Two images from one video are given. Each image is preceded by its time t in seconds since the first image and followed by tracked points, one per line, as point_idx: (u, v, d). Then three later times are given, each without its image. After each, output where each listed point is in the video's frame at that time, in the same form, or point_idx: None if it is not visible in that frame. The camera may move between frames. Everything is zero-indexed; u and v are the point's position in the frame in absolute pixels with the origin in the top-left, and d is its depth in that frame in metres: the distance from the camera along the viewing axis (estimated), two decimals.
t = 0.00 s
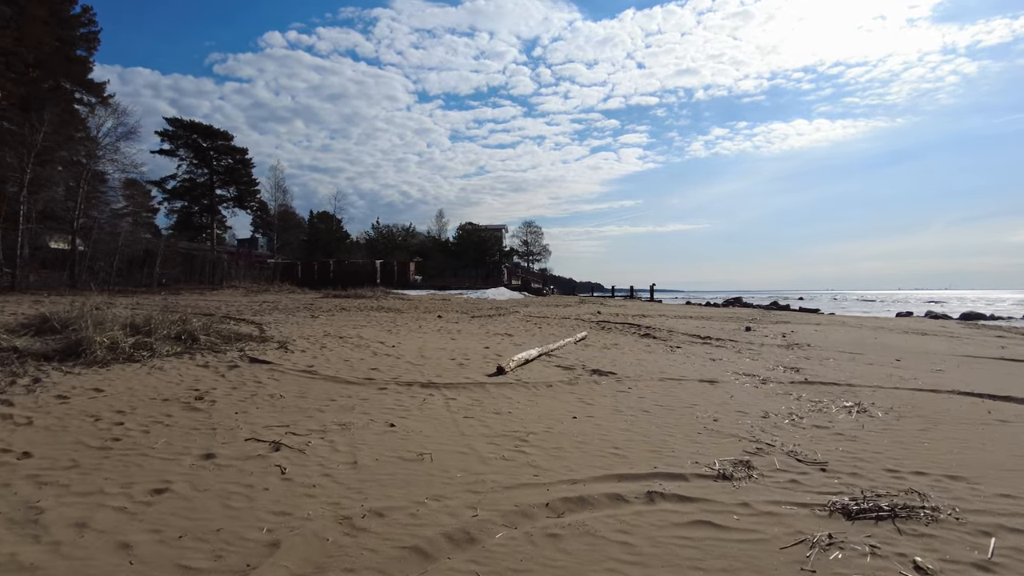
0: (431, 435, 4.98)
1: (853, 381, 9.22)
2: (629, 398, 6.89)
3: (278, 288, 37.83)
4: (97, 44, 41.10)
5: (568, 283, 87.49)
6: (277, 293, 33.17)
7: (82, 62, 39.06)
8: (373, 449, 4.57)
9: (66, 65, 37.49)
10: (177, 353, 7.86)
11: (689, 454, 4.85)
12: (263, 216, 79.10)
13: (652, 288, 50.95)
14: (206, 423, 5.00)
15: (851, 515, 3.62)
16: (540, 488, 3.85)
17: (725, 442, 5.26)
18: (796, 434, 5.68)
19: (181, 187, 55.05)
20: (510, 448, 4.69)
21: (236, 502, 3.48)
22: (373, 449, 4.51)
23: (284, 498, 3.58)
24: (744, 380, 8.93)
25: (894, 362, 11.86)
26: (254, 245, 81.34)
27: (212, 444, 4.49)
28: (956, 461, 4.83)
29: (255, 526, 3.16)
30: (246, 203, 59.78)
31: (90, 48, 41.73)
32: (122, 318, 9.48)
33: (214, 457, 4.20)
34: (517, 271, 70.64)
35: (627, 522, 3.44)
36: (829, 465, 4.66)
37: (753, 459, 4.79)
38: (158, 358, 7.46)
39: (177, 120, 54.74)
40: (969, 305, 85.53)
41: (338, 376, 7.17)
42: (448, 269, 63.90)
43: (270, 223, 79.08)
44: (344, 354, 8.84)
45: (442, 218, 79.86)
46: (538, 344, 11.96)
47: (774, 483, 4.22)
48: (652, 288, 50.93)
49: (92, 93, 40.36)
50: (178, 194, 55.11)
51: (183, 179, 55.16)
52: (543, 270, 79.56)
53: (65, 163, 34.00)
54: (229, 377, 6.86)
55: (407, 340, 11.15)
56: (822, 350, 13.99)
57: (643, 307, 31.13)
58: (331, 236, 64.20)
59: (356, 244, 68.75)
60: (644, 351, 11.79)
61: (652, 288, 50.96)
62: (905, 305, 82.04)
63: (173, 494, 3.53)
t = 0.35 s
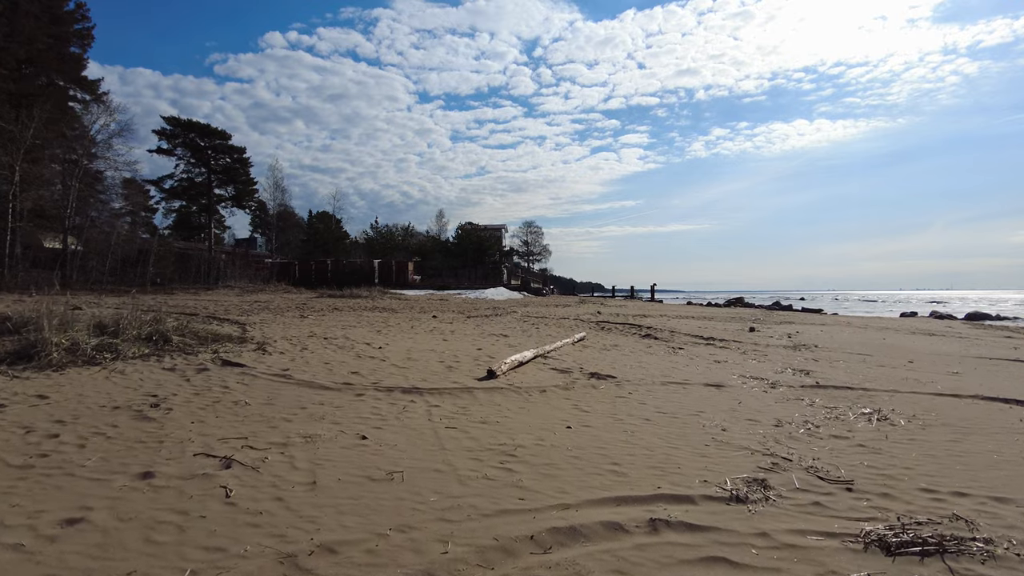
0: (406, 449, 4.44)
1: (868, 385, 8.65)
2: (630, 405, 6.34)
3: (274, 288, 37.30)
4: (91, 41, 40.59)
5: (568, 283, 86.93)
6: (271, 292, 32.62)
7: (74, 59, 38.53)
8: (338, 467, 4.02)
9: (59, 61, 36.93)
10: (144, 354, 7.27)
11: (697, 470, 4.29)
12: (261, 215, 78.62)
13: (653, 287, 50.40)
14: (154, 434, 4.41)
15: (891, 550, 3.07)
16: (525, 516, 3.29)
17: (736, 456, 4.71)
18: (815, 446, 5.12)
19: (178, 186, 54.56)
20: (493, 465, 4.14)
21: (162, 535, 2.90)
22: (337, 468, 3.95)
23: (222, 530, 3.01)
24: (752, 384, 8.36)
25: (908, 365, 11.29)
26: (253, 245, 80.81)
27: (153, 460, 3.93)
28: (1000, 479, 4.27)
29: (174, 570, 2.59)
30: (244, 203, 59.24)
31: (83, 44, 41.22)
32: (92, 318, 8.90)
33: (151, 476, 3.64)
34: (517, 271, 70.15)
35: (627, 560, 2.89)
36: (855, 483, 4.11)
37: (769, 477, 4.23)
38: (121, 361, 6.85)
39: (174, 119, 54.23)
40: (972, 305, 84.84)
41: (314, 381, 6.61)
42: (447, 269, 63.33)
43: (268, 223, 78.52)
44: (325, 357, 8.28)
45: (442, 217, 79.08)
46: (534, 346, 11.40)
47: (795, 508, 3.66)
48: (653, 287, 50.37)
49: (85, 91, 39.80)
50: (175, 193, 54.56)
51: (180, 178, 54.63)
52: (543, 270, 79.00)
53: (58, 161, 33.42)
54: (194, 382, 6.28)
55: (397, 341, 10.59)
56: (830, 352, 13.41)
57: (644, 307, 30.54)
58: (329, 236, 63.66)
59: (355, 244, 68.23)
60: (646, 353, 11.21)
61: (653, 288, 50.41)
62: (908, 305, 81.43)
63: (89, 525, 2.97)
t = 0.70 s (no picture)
0: (382, 471, 3.93)
1: (888, 391, 8.11)
2: (634, 415, 5.83)
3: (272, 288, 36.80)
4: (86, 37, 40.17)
5: (569, 282, 86.33)
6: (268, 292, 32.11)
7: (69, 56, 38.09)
8: (301, 494, 3.50)
9: (53, 58, 36.47)
10: (111, 359, 6.74)
11: (712, 495, 3.78)
12: (261, 215, 78.21)
13: (655, 287, 49.80)
14: (99, 453, 3.91)
15: None
16: (512, 559, 2.78)
17: (754, 477, 4.19)
18: (841, 464, 4.59)
19: (177, 185, 54.11)
20: (479, 490, 3.63)
21: None
22: (300, 496, 3.43)
23: None
24: (764, 390, 7.84)
25: (925, 367, 10.75)
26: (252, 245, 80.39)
27: (89, 485, 3.41)
28: None
29: None
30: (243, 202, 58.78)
31: (78, 41, 40.80)
32: (63, 320, 8.38)
33: (81, 505, 3.13)
34: (518, 270, 69.61)
35: None
36: (893, 511, 3.59)
37: (795, 503, 3.71)
38: (84, 366, 6.33)
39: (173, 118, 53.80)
40: (978, 305, 83.93)
41: (292, 389, 6.09)
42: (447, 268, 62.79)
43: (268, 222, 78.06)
44: (308, 362, 7.75)
45: (442, 216, 78.51)
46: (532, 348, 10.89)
47: (830, 544, 3.14)
48: (655, 287, 49.79)
49: (81, 88, 39.35)
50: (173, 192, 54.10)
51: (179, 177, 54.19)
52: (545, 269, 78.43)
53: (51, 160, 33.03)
54: (160, 390, 5.75)
55: (388, 343, 10.07)
56: (842, 354, 12.85)
57: (646, 307, 29.99)
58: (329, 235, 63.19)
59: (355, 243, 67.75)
60: (649, 356, 10.68)
61: (655, 287, 49.81)
62: (912, 305, 80.74)
63: None
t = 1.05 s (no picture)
0: (350, 503, 3.47)
1: (905, 401, 7.63)
2: (635, 431, 5.37)
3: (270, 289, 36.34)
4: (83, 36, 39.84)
5: (571, 283, 85.81)
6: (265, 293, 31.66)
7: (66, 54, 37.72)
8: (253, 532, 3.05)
9: (49, 57, 36.18)
10: (75, 368, 6.30)
11: (724, 531, 3.32)
12: (261, 215, 77.93)
13: (658, 288, 49.28)
14: (31, 479, 3.45)
15: None
16: None
17: (770, 508, 3.72)
18: (865, 490, 4.13)
19: (176, 185, 53.77)
20: (458, 527, 3.19)
21: None
22: (250, 536, 2.99)
23: None
24: (774, 401, 7.37)
25: (941, 374, 10.28)
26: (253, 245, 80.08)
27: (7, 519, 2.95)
28: None
29: None
30: (243, 203, 58.35)
31: (76, 40, 40.48)
32: (36, 325, 7.94)
33: None
34: (519, 271, 69.10)
35: None
36: (935, 553, 3.12)
37: (818, 541, 3.26)
38: (44, 376, 5.89)
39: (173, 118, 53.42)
40: (984, 306, 83.23)
41: (268, 402, 5.63)
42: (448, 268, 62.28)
43: (269, 222, 77.78)
44: (289, 370, 7.30)
45: (443, 216, 78.14)
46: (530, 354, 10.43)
47: None
48: (658, 288, 49.27)
49: (79, 87, 39.05)
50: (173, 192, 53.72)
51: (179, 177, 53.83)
52: (546, 270, 77.89)
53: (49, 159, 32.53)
54: (122, 402, 5.30)
55: (378, 349, 9.62)
56: (852, 359, 12.36)
57: (648, 309, 29.49)
58: (329, 236, 62.78)
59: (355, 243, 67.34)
60: (652, 362, 10.21)
61: (658, 289, 49.30)
62: (917, 307, 79.88)
63: None
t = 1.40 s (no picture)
0: (309, 532, 2.97)
1: (927, 406, 7.12)
2: (639, 442, 4.87)
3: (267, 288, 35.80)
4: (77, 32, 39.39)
5: (570, 283, 85.28)
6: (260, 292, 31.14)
7: (60, 50, 37.27)
8: (186, 572, 2.54)
9: (41, 53, 35.62)
10: (29, 371, 5.78)
11: (748, 567, 2.82)
12: (258, 214, 77.30)
13: (659, 288, 48.76)
14: None
15: None
16: None
17: (798, 535, 3.21)
18: (904, 512, 3.62)
19: (173, 184, 53.21)
20: (433, 565, 2.67)
21: None
22: None
23: None
24: (788, 406, 6.85)
25: (959, 376, 9.76)
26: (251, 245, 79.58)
27: None
28: None
29: None
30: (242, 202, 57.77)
31: (69, 36, 40.01)
32: None
33: None
34: (519, 271, 68.57)
35: None
36: None
37: None
38: None
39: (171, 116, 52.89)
40: (987, 305, 82.52)
41: (235, 409, 5.11)
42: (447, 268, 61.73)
43: (268, 222, 77.31)
44: (266, 374, 6.80)
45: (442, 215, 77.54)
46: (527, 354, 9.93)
47: None
48: (659, 288, 48.74)
49: (72, 84, 38.46)
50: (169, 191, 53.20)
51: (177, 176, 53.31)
52: (546, 270, 77.37)
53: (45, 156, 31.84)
54: (71, 409, 4.78)
55: (366, 350, 9.11)
56: (863, 360, 11.84)
57: (648, 309, 28.96)
58: (327, 235, 62.27)
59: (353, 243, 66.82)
60: (655, 364, 9.68)
61: (658, 288, 48.78)
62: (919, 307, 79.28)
63: None
